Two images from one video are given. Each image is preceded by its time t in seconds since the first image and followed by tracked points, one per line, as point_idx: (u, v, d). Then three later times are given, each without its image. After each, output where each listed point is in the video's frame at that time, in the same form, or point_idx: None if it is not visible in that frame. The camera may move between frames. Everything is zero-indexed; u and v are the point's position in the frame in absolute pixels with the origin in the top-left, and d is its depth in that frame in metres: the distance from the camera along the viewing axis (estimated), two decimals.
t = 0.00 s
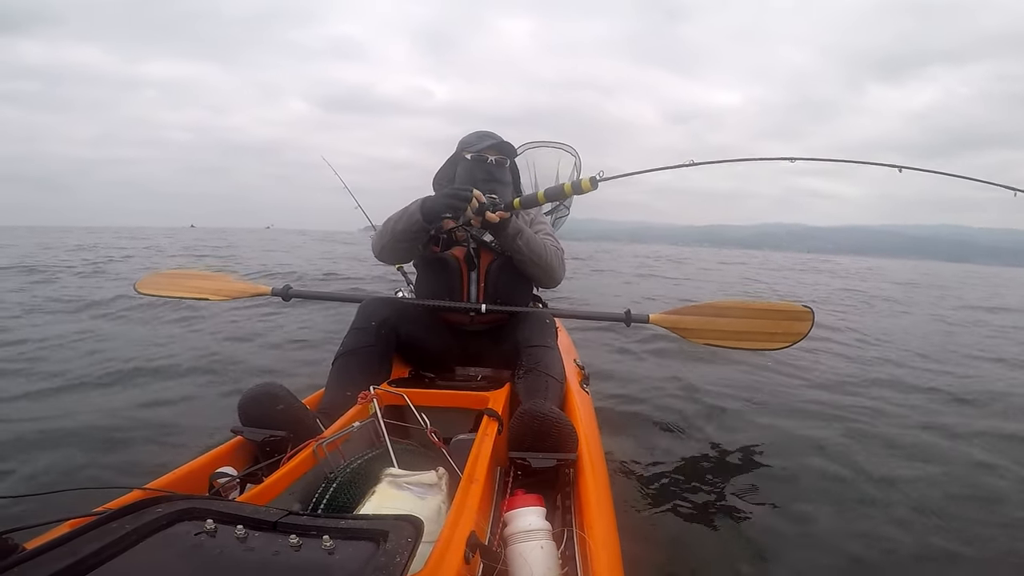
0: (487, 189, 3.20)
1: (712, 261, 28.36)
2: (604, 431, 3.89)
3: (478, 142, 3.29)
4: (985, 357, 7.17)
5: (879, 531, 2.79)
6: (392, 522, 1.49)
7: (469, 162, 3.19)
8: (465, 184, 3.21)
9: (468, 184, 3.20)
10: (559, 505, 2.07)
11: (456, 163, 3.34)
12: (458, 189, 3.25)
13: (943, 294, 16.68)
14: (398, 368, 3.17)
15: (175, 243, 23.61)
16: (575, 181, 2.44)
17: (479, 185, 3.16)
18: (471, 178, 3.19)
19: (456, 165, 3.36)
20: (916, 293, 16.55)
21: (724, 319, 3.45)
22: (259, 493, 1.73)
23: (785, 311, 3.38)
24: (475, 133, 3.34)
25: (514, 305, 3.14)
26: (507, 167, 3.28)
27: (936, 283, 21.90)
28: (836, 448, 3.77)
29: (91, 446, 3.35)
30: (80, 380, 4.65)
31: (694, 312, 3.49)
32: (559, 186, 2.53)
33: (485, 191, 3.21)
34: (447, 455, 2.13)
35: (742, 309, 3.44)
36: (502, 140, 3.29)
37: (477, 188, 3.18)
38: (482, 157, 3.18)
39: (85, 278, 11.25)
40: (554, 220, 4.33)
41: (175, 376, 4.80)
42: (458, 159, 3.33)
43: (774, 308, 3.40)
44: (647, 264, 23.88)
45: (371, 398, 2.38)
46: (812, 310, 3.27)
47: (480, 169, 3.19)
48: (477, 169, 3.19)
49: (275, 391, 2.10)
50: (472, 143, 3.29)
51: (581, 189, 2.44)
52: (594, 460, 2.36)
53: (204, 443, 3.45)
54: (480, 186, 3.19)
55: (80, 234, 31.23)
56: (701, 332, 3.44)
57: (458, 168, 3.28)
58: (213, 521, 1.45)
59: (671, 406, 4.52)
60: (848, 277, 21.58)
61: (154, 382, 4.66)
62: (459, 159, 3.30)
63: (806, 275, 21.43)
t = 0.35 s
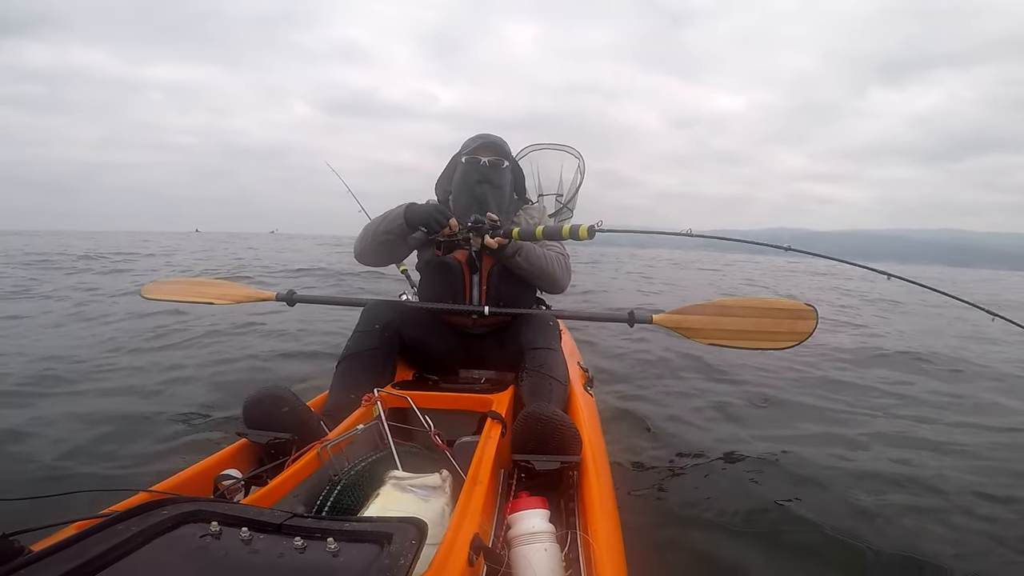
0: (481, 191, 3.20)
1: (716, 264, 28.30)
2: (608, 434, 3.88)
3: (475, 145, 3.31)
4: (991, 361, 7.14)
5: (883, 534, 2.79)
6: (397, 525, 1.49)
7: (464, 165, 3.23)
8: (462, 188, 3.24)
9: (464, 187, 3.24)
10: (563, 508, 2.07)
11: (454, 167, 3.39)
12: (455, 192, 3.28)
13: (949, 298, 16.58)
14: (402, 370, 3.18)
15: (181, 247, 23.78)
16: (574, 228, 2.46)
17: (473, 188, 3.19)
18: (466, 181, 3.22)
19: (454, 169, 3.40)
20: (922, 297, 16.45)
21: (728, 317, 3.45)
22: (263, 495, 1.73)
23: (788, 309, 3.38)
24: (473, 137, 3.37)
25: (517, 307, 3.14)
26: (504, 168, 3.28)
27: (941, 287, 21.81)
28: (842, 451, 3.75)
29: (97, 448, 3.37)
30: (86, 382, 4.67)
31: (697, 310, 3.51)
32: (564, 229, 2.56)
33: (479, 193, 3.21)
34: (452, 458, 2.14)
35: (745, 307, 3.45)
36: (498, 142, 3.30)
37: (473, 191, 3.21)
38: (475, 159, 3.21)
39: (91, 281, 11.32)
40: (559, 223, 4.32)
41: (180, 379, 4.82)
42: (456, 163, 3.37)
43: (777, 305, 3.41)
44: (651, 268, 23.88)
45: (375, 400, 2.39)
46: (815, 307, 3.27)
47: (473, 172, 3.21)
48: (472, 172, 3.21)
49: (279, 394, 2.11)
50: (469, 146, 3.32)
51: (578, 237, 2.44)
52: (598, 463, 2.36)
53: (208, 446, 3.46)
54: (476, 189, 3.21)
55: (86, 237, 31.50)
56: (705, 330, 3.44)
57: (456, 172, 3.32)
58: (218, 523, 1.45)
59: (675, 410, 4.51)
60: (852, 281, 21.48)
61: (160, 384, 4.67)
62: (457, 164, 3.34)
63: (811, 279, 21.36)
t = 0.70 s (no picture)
0: (484, 198, 3.22)
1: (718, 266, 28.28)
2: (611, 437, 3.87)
3: (476, 151, 3.32)
4: (996, 362, 7.10)
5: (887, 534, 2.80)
6: (399, 529, 1.49)
7: (466, 172, 3.23)
8: (464, 194, 3.25)
9: (466, 193, 3.25)
10: (565, 512, 2.07)
11: (455, 172, 3.39)
12: (457, 198, 3.29)
13: (952, 298, 16.52)
14: (405, 375, 3.18)
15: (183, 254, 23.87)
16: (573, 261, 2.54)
17: (476, 194, 3.21)
18: (468, 187, 3.23)
19: (455, 174, 3.40)
20: (926, 297, 16.40)
21: (730, 323, 3.46)
22: (266, 500, 1.73)
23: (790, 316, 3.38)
24: (472, 142, 3.38)
25: (520, 312, 3.15)
26: (505, 174, 3.30)
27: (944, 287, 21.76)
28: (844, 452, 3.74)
29: (101, 454, 3.38)
30: (90, 390, 4.68)
31: (699, 316, 3.52)
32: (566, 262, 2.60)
33: (482, 200, 3.24)
34: (455, 462, 2.14)
35: (746, 314, 3.46)
36: (499, 148, 3.33)
37: (475, 197, 3.23)
38: (477, 166, 3.22)
39: (94, 289, 11.36)
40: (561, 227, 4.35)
41: (183, 385, 4.83)
42: (457, 168, 3.37)
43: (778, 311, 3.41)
44: (653, 270, 23.86)
45: (378, 405, 2.39)
46: (817, 314, 3.30)
47: (475, 178, 3.22)
48: (474, 178, 3.23)
49: (283, 399, 2.12)
50: (470, 152, 3.33)
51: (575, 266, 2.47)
52: (601, 467, 2.36)
53: (211, 451, 3.47)
54: (478, 195, 3.23)
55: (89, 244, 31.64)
56: (707, 336, 3.45)
57: (457, 177, 3.32)
58: (221, 528, 1.46)
59: (678, 412, 4.50)
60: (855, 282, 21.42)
61: (163, 391, 4.69)
62: (458, 169, 3.35)
63: (813, 280, 21.31)
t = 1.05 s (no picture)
0: (496, 200, 3.22)
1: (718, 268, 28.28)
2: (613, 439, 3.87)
3: (487, 152, 3.29)
4: (998, 365, 7.09)
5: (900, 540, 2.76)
6: (404, 531, 1.49)
7: (478, 174, 3.22)
8: (476, 196, 3.25)
9: (478, 195, 3.25)
10: (568, 514, 2.07)
11: (464, 172, 3.37)
12: (468, 199, 3.29)
13: (953, 301, 16.51)
14: (408, 377, 3.18)
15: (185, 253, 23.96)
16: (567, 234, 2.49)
17: (489, 197, 3.21)
18: (480, 189, 3.23)
19: (464, 174, 3.38)
20: (927, 300, 16.39)
21: (732, 325, 3.46)
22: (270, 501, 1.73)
23: (795, 318, 3.36)
24: (480, 143, 3.36)
25: (523, 314, 3.15)
26: (515, 176, 3.31)
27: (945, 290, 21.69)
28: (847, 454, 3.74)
29: (103, 454, 3.38)
30: (91, 390, 4.68)
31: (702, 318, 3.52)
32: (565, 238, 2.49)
33: (493, 202, 3.24)
34: (458, 464, 2.14)
35: (750, 315, 3.45)
36: (508, 150, 3.32)
37: (487, 198, 3.23)
38: (489, 168, 3.21)
39: (96, 288, 11.37)
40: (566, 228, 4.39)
41: (185, 386, 4.83)
42: (466, 169, 3.35)
43: (781, 313, 3.40)
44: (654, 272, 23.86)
45: (382, 407, 2.39)
46: (823, 317, 3.26)
47: (488, 181, 3.22)
48: (486, 180, 3.22)
49: (287, 400, 2.12)
50: (479, 152, 3.31)
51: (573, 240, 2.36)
52: (604, 469, 2.36)
53: (213, 451, 3.48)
54: (490, 197, 3.23)
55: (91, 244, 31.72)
56: (709, 337, 3.44)
57: (467, 178, 3.31)
58: (226, 529, 1.46)
59: (680, 414, 4.50)
60: (855, 284, 21.41)
61: (165, 391, 4.68)
62: (467, 170, 3.32)
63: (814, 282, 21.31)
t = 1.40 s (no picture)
0: (490, 198, 3.23)
1: (718, 268, 28.30)
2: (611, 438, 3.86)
3: (481, 151, 3.29)
4: (995, 364, 7.10)
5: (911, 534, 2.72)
6: (400, 530, 1.49)
7: (472, 173, 3.22)
8: (470, 195, 3.25)
9: (472, 193, 3.25)
10: (565, 513, 2.08)
11: (458, 171, 3.37)
12: (462, 198, 3.28)
13: (952, 301, 16.52)
14: (405, 377, 3.19)
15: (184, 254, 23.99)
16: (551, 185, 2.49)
17: (484, 195, 3.21)
18: (475, 188, 3.23)
19: (458, 173, 3.38)
20: (926, 300, 16.40)
21: (729, 322, 3.46)
22: (266, 501, 1.73)
23: (789, 316, 3.39)
24: (474, 142, 3.36)
25: (520, 313, 3.15)
26: (509, 175, 3.32)
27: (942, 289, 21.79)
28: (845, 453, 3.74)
29: (101, 454, 3.37)
30: (89, 390, 4.67)
31: (698, 317, 3.51)
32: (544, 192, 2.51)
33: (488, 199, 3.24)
34: (455, 463, 2.14)
35: (746, 313, 3.46)
36: (502, 148, 3.32)
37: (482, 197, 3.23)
38: (483, 166, 3.21)
39: (95, 290, 11.35)
40: (562, 227, 4.42)
41: (184, 386, 4.83)
42: (460, 167, 3.35)
43: (776, 310, 3.42)
44: (653, 271, 23.88)
45: (378, 406, 2.40)
46: (817, 313, 3.29)
47: (483, 180, 3.22)
48: (482, 179, 3.23)
49: (283, 400, 2.11)
50: (474, 151, 3.31)
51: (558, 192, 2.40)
52: (601, 469, 2.36)
53: (210, 452, 3.47)
54: (484, 195, 3.23)
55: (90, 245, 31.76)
56: (706, 335, 3.43)
57: (461, 177, 3.31)
58: (221, 528, 1.46)
59: (678, 413, 4.50)
60: (853, 283, 21.45)
61: (164, 391, 4.69)
62: (462, 169, 3.33)
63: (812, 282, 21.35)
